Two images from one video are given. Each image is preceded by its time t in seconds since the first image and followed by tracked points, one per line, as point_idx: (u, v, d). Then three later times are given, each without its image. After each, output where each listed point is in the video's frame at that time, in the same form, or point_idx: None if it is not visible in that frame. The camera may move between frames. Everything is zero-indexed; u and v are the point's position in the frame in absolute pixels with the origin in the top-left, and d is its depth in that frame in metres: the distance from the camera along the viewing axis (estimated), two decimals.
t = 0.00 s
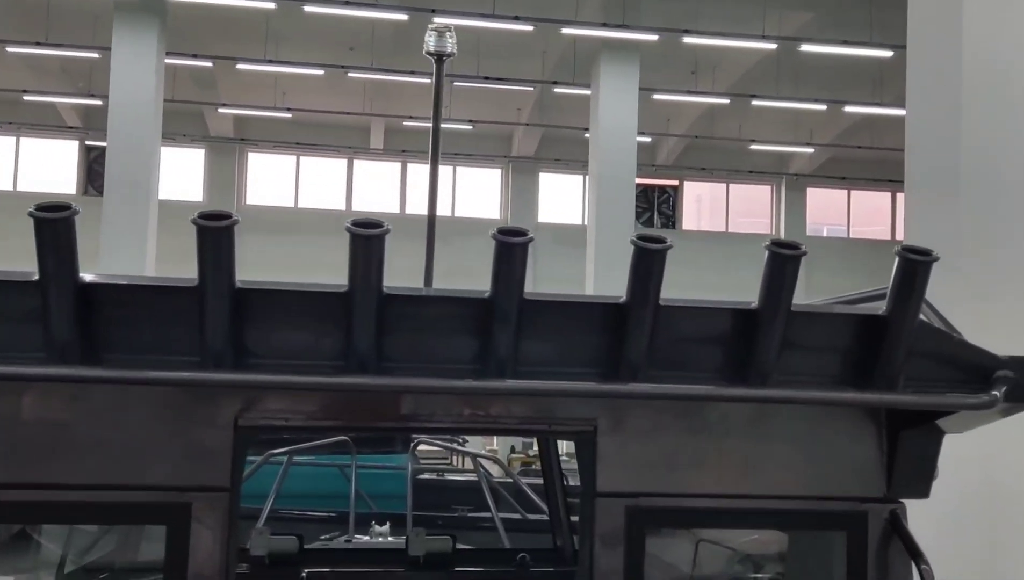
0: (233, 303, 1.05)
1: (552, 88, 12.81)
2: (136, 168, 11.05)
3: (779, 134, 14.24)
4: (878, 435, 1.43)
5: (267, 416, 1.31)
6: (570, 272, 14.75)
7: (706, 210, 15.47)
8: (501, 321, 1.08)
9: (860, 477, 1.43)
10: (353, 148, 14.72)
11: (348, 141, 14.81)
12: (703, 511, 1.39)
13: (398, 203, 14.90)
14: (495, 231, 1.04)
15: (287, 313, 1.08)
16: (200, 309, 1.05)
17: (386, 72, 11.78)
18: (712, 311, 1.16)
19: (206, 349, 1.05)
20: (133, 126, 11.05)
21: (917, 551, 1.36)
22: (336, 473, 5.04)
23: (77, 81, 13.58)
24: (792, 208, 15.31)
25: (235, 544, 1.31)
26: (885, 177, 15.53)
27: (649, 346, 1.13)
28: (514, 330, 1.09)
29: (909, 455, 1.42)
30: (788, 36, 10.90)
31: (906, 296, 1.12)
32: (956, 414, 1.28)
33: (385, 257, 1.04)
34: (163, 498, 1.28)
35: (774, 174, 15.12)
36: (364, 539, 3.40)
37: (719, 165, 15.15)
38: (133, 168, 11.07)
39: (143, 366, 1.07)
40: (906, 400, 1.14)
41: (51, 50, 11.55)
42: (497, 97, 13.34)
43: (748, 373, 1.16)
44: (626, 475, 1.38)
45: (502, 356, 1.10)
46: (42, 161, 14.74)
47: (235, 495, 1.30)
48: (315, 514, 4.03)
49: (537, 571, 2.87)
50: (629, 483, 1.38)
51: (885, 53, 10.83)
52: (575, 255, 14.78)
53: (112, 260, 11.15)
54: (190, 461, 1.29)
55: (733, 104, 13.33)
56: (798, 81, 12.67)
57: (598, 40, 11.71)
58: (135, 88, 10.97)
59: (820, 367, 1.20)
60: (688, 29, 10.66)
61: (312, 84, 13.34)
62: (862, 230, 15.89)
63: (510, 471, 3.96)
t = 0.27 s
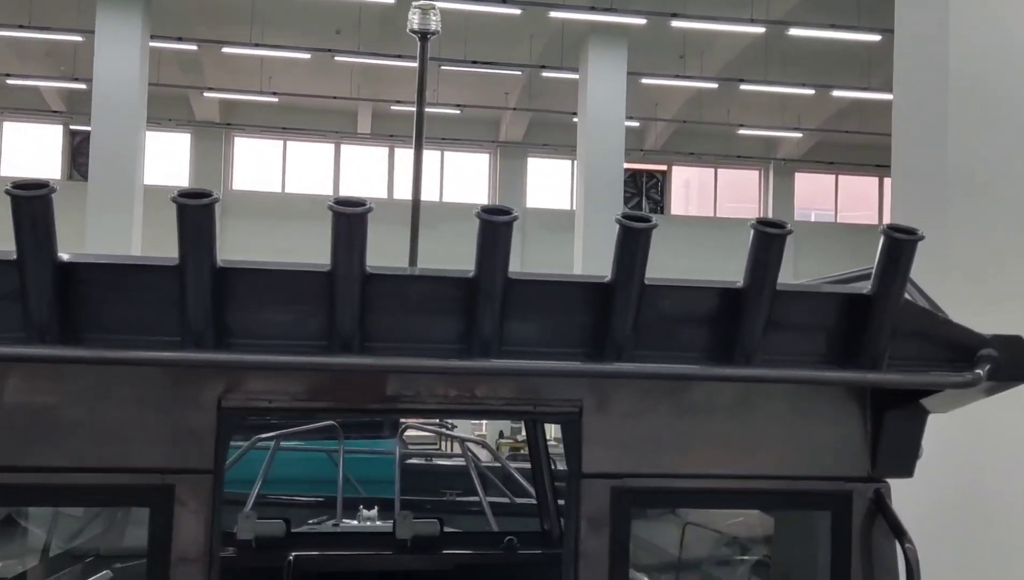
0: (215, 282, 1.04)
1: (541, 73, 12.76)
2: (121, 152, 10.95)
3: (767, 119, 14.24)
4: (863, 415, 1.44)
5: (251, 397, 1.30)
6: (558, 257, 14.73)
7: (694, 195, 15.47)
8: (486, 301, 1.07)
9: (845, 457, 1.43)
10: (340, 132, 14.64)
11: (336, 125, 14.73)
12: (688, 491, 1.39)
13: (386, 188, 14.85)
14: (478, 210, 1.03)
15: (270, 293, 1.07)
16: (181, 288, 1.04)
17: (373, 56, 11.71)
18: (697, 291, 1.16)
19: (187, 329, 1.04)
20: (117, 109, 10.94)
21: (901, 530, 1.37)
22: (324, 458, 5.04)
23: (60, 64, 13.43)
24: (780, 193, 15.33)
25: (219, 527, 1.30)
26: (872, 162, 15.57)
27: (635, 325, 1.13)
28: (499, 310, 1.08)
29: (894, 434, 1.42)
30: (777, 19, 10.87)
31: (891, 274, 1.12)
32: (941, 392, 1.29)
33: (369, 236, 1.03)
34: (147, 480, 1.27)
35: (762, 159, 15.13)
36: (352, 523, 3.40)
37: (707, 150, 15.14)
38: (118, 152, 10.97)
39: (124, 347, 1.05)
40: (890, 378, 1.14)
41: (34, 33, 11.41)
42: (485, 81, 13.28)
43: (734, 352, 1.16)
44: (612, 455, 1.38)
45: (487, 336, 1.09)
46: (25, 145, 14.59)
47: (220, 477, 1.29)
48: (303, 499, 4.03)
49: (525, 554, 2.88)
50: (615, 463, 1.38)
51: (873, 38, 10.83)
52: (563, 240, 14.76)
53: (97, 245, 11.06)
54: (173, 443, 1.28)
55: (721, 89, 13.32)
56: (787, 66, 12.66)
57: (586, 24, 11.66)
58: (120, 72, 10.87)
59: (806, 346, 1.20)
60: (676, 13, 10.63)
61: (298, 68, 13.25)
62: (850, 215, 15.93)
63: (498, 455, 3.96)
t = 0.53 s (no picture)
0: (202, 260, 1.03)
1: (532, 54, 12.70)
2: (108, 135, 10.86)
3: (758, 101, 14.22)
4: (851, 394, 1.44)
5: (240, 377, 1.30)
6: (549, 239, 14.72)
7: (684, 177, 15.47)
8: (475, 279, 1.07)
9: (834, 435, 1.44)
10: (330, 114, 14.57)
11: (325, 107, 14.64)
12: (677, 469, 1.40)
13: (376, 170, 14.79)
14: (467, 186, 1.02)
15: (257, 270, 1.06)
16: (166, 265, 1.03)
17: (363, 37, 11.63)
18: (687, 268, 1.16)
19: (174, 307, 1.03)
20: (104, 91, 10.84)
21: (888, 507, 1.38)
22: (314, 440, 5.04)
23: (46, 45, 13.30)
24: (771, 175, 15.34)
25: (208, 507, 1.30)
26: (863, 144, 15.58)
27: (625, 303, 1.12)
28: (488, 287, 1.08)
29: (882, 413, 1.43)
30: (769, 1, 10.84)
31: (880, 252, 1.11)
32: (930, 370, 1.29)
33: (356, 213, 1.02)
34: (135, 460, 1.26)
35: (753, 142, 15.13)
36: (343, 505, 3.40)
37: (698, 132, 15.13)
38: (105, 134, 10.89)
39: (109, 325, 1.05)
40: (879, 355, 1.14)
41: (19, 12, 11.29)
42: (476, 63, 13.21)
43: (723, 330, 1.16)
44: (601, 434, 1.38)
45: (476, 314, 1.09)
46: (12, 127, 14.46)
47: (208, 457, 1.29)
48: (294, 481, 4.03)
49: (516, 534, 2.89)
50: (604, 442, 1.38)
51: (865, 19, 10.80)
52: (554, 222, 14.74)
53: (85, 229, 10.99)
54: (161, 422, 1.27)
55: (712, 70, 13.28)
56: (778, 48, 12.63)
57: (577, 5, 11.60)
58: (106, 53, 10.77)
59: (795, 324, 1.20)
60: None
61: (288, 50, 13.15)
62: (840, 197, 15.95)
63: (489, 437, 3.97)
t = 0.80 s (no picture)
0: (195, 238, 1.02)
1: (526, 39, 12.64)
2: (100, 119, 10.80)
3: (753, 86, 14.20)
4: (847, 373, 1.44)
5: (233, 357, 1.29)
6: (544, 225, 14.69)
7: (680, 163, 15.45)
8: (470, 257, 1.06)
9: (829, 415, 1.44)
10: (324, 100, 14.50)
11: (319, 92, 14.58)
12: (672, 449, 1.40)
13: (371, 155, 14.73)
14: (463, 163, 1.01)
15: (250, 249, 1.05)
16: (159, 244, 1.02)
17: (356, 21, 11.56)
18: (683, 247, 1.15)
19: (166, 286, 1.02)
20: (96, 76, 10.78)
21: (885, 487, 1.38)
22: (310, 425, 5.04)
23: (38, 29, 13.21)
24: (766, 160, 15.33)
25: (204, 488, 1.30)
26: (858, 129, 15.56)
27: (621, 282, 1.12)
28: (484, 266, 1.07)
29: (879, 393, 1.43)
30: None
31: (878, 230, 1.11)
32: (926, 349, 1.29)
33: (351, 191, 1.01)
34: (128, 441, 1.25)
35: (748, 127, 15.11)
36: (338, 489, 3.40)
37: (693, 117, 15.10)
38: (97, 119, 10.82)
39: (101, 305, 1.04)
40: (875, 334, 1.14)
41: None
42: (470, 47, 13.15)
43: (720, 309, 1.16)
44: (597, 414, 1.38)
45: (471, 293, 1.08)
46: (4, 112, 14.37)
47: (203, 438, 1.28)
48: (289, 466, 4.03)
49: (511, 517, 2.89)
50: (599, 423, 1.38)
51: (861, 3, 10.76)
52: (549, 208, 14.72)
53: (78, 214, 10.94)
54: (155, 403, 1.26)
55: (707, 55, 13.25)
56: (773, 32, 12.59)
57: None
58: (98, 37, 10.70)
59: (791, 303, 1.20)
60: None
61: (281, 34, 13.08)
62: (835, 182, 15.95)
63: (484, 422, 3.97)
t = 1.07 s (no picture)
0: (185, 210, 1.01)
1: (522, 20, 12.57)
2: (93, 101, 10.73)
3: (749, 68, 14.15)
4: (843, 349, 1.43)
5: (225, 334, 1.28)
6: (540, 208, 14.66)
7: (676, 146, 15.40)
8: (464, 230, 1.05)
9: (825, 391, 1.43)
10: (318, 82, 14.42)
11: (314, 75, 14.49)
12: (667, 426, 1.39)
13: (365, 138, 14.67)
14: (456, 134, 1.00)
15: (242, 222, 1.04)
16: (149, 217, 1.01)
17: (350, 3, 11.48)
18: (679, 221, 1.15)
19: (156, 259, 1.01)
20: (88, 57, 10.70)
21: (881, 463, 1.37)
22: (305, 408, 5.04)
23: (29, 11, 13.11)
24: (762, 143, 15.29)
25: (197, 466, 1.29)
26: (854, 112, 15.52)
27: (616, 256, 1.11)
28: (478, 239, 1.06)
29: (875, 369, 1.42)
30: None
31: (876, 201, 1.10)
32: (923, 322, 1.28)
33: (343, 163, 1.00)
34: (120, 418, 1.24)
35: (744, 109, 15.06)
36: (334, 471, 3.40)
37: (689, 100, 15.04)
38: (89, 100, 10.75)
39: (90, 278, 1.04)
40: (872, 307, 1.13)
41: None
42: (465, 29, 13.08)
43: (716, 283, 1.15)
44: (592, 390, 1.37)
45: (465, 266, 1.07)
46: None
47: (196, 415, 1.27)
48: (285, 448, 4.03)
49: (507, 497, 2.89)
50: (595, 399, 1.37)
51: None
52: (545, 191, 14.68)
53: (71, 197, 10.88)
54: (147, 379, 1.25)
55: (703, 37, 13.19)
56: (770, 13, 12.53)
57: None
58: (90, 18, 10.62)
59: (787, 277, 1.20)
60: None
61: (274, 16, 12.99)
62: (831, 165, 15.92)
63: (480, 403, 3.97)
